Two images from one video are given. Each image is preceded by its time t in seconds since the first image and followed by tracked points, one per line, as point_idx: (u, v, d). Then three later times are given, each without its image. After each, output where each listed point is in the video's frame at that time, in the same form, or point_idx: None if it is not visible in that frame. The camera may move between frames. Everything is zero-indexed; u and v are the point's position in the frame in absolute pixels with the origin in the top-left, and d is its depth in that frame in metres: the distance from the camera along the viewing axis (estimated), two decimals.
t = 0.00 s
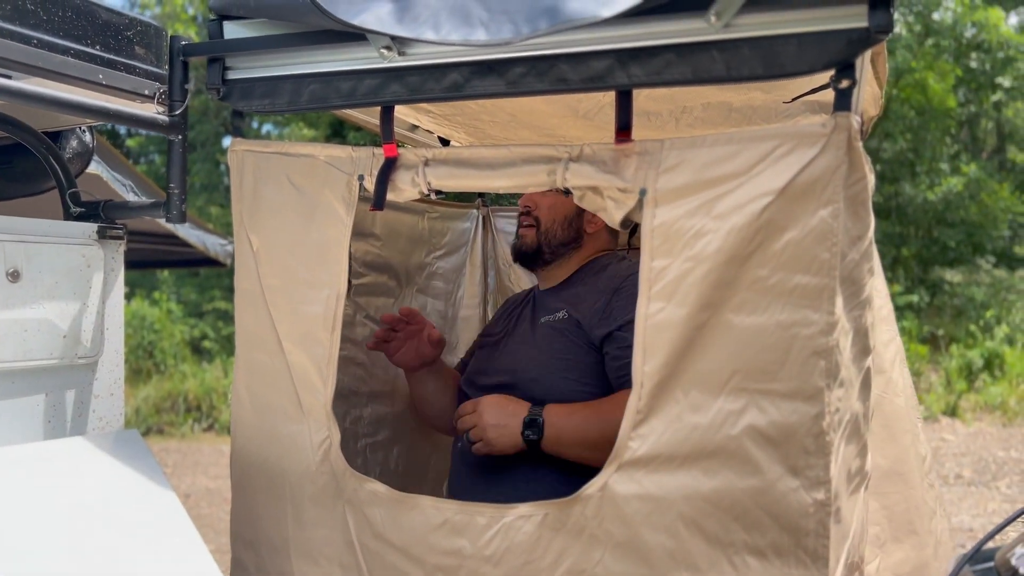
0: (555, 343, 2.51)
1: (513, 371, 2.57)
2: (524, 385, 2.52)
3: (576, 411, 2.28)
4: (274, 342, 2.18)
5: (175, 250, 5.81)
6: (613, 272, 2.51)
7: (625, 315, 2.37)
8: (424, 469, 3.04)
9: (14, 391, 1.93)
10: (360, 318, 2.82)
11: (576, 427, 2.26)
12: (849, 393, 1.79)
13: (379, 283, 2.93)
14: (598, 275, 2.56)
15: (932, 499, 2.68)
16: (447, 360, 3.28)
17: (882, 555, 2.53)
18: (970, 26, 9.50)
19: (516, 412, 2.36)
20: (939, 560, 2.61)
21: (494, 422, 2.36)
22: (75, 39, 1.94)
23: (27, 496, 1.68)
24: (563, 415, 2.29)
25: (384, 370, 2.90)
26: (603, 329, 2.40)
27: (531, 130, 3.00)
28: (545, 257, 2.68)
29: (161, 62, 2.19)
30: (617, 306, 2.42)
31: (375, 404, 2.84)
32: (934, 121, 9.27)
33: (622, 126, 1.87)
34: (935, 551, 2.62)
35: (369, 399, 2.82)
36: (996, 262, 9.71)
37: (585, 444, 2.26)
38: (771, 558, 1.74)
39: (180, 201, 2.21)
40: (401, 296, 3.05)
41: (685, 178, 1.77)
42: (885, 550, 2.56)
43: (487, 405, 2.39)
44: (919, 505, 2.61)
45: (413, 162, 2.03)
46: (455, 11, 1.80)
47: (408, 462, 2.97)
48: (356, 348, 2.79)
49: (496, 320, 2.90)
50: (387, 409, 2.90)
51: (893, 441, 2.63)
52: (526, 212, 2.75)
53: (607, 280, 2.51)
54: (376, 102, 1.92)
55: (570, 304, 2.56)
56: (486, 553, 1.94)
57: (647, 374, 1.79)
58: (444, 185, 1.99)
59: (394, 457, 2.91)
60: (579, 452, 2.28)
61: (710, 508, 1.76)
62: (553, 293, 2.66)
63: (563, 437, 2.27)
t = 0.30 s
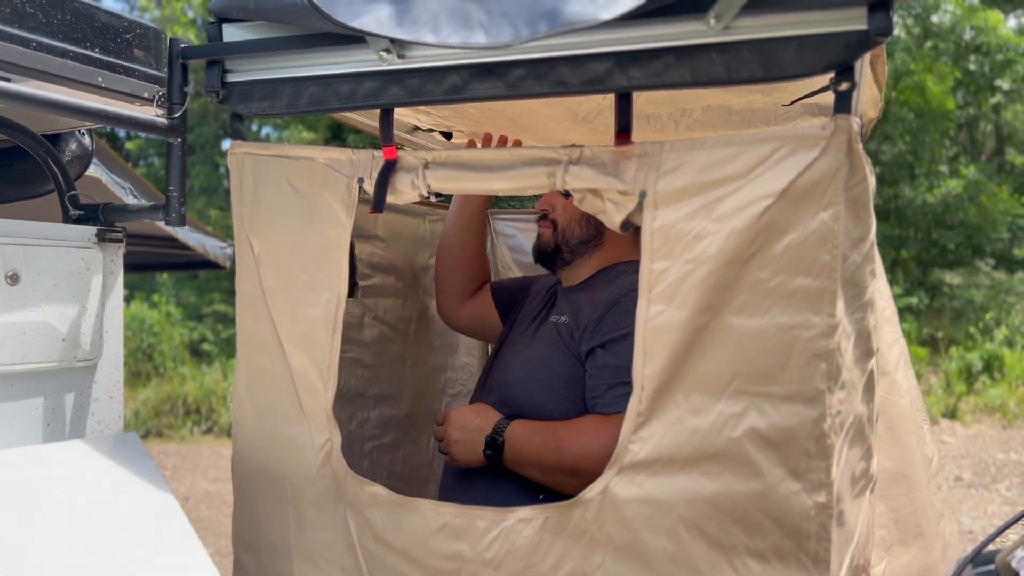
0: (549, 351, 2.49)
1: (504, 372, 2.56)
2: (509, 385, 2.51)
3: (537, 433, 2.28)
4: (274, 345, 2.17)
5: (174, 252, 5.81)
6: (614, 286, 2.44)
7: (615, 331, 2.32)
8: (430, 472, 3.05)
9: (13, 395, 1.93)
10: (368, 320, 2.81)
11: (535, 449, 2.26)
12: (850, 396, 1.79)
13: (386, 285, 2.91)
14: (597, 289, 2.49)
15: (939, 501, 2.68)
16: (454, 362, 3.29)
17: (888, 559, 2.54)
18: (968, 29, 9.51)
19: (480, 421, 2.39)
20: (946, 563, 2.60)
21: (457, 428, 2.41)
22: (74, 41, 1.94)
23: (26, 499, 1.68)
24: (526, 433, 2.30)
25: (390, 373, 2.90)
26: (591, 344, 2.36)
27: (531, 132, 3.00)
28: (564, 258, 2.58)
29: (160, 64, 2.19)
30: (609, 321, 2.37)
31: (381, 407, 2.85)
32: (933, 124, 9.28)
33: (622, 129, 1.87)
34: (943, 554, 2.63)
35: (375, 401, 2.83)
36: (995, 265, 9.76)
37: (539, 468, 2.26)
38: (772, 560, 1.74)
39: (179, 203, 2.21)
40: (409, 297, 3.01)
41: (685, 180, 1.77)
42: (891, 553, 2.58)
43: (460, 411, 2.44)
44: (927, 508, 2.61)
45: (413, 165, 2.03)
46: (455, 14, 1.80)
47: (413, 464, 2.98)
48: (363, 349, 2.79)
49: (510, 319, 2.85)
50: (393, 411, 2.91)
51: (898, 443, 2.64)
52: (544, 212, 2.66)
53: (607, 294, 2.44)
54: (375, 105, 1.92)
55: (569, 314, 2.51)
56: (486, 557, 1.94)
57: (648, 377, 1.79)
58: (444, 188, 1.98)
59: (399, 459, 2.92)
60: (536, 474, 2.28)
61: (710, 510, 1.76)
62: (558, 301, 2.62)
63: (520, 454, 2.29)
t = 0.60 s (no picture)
0: (552, 361, 2.46)
1: (509, 380, 2.54)
2: (511, 393, 2.51)
3: (529, 453, 2.25)
4: (275, 348, 2.17)
5: (173, 256, 5.81)
6: (621, 295, 2.34)
7: (615, 344, 2.24)
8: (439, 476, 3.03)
9: (12, 398, 1.92)
10: (375, 322, 2.79)
11: (529, 469, 2.25)
12: (851, 398, 1.79)
13: (391, 286, 2.90)
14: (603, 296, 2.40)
15: (946, 503, 2.67)
16: (461, 364, 3.31)
17: (895, 562, 2.53)
18: (966, 32, 9.53)
19: (472, 440, 2.38)
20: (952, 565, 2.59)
21: (451, 446, 2.41)
22: (74, 45, 1.94)
23: (26, 503, 1.68)
24: (520, 450, 2.28)
25: (398, 375, 2.89)
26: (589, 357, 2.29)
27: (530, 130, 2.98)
28: (575, 261, 2.50)
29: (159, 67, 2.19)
30: (611, 333, 2.28)
31: (388, 409, 2.84)
32: (932, 127, 9.29)
33: (621, 132, 1.87)
34: (950, 556, 2.62)
35: (385, 403, 2.83)
36: (994, 267, 9.74)
37: (533, 488, 2.24)
38: (774, 564, 1.74)
39: (177, 207, 2.22)
40: (417, 299, 3.04)
41: (685, 184, 1.77)
42: (897, 556, 2.57)
43: (453, 428, 2.43)
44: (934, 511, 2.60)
45: (413, 168, 2.03)
46: (454, 18, 1.80)
47: (422, 467, 2.96)
48: (371, 351, 2.77)
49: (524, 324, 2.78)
50: (402, 413, 2.90)
51: (901, 446, 2.64)
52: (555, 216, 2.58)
53: (612, 302, 2.36)
54: (375, 109, 1.92)
55: (574, 320, 2.45)
56: (487, 560, 1.94)
57: (648, 382, 1.79)
58: (443, 192, 1.98)
59: (410, 462, 2.90)
60: (530, 493, 2.26)
61: (712, 514, 1.76)
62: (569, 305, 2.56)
63: (514, 472, 2.28)
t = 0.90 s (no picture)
0: (559, 373, 2.38)
1: (517, 393, 2.48)
2: (518, 407, 2.44)
3: (536, 477, 2.20)
4: (273, 353, 2.17)
5: (170, 262, 5.81)
6: (622, 306, 2.25)
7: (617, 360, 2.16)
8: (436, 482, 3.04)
9: (8, 403, 1.92)
10: (366, 329, 2.79)
11: (538, 489, 2.19)
12: (851, 405, 1.79)
13: (383, 293, 2.90)
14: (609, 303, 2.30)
15: (955, 508, 2.65)
16: (455, 371, 3.31)
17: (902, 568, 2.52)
18: (964, 38, 9.50)
19: (477, 462, 2.36)
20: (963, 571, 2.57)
21: (457, 470, 2.40)
22: (72, 50, 1.94)
23: (23, 508, 1.67)
24: (527, 471, 2.23)
25: (390, 381, 2.89)
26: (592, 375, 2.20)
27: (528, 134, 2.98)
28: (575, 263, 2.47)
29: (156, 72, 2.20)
30: (615, 347, 2.19)
31: (382, 416, 2.83)
32: (933, 132, 9.24)
33: (618, 137, 1.87)
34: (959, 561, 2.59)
35: (378, 410, 2.82)
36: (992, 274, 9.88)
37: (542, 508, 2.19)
38: (773, 570, 1.73)
39: (175, 212, 2.21)
40: (409, 306, 3.04)
41: (684, 189, 1.77)
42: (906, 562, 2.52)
43: (458, 450, 2.41)
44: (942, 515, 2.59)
45: (411, 173, 2.03)
46: (451, 24, 1.80)
47: (419, 471, 2.98)
48: (363, 358, 2.76)
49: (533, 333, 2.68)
50: (397, 419, 2.90)
51: (907, 449, 2.62)
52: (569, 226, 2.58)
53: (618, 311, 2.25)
54: (373, 114, 1.92)
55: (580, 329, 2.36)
56: (486, 566, 1.94)
57: (646, 388, 1.79)
58: (442, 197, 1.98)
59: (405, 467, 2.92)
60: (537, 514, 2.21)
61: (711, 519, 1.75)
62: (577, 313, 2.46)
63: (521, 492, 2.23)
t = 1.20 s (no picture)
0: (553, 398, 2.34)
1: (519, 421, 2.44)
2: (520, 436, 2.40)
3: (536, 499, 2.15)
4: (267, 362, 2.17)
5: (165, 269, 5.80)
6: (611, 326, 2.22)
7: (603, 383, 2.12)
8: (417, 491, 3.06)
9: (2, 411, 1.91)
10: (349, 337, 2.79)
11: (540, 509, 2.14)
12: (847, 414, 1.79)
13: (366, 303, 2.90)
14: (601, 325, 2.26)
15: (960, 515, 2.64)
16: (441, 380, 3.28)
17: None
18: (957, 48, 9.44)
19: (478, 490, 2.33)
20: None
21: (461, 503, 2.37)
22: (67, 57, 1.94)
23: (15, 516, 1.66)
24: (528, 494, 2.19)
25: (369, 391, 2.88)
26: (580, 399, 2.17)
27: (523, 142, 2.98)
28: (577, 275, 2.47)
29: (152, 79, 2.20)
30: (604, 369, 2.14)
31: (360, 426, 2.82)
32: (925, 142, 9.31)
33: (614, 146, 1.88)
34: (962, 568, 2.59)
35: (354, 420, 2.80)
36: (987, 282, 9.87)
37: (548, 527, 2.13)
38: None
39: (170, 220, 2.22)
40: (393, 315, 3.04)
41: (679, 198, 1.78)
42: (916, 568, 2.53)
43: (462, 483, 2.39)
44: (942, 524, 2.56)
45: (406, 181, 2.03)
46: (447, 33, 1.81)
47: (397, 481, 2.98)
48: (342, 367, 2.76)
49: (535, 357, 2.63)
50: (373, 429, 2.88)
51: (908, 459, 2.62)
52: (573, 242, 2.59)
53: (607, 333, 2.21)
54: (369, 122, 1.93)
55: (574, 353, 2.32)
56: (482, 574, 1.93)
57: (642, 397, 1.79)
58: (437, 205, 1.98)
59: (383, 476, 2.90)
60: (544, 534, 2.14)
61: (707, 528, 1.75)
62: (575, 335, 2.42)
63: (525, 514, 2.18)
